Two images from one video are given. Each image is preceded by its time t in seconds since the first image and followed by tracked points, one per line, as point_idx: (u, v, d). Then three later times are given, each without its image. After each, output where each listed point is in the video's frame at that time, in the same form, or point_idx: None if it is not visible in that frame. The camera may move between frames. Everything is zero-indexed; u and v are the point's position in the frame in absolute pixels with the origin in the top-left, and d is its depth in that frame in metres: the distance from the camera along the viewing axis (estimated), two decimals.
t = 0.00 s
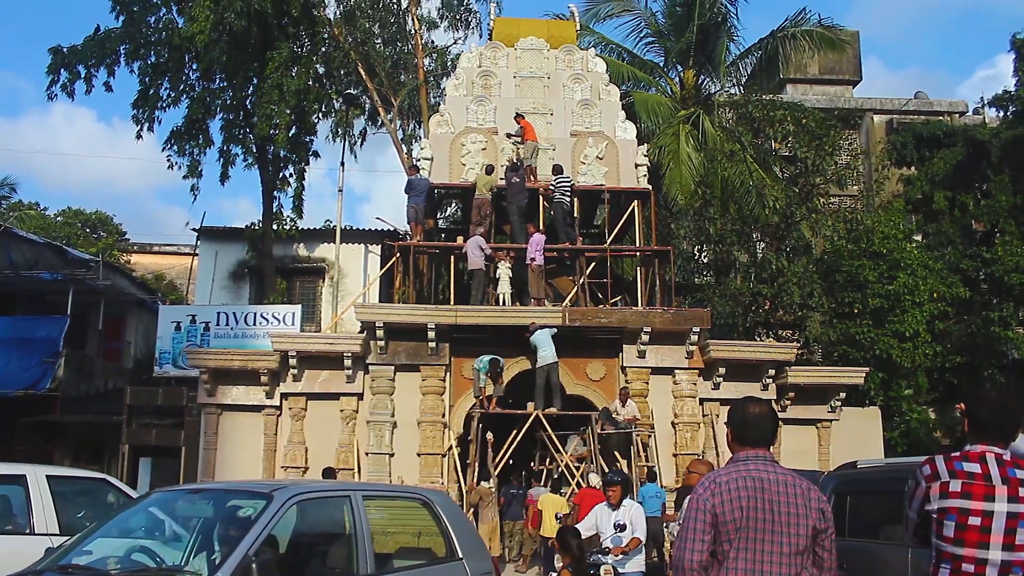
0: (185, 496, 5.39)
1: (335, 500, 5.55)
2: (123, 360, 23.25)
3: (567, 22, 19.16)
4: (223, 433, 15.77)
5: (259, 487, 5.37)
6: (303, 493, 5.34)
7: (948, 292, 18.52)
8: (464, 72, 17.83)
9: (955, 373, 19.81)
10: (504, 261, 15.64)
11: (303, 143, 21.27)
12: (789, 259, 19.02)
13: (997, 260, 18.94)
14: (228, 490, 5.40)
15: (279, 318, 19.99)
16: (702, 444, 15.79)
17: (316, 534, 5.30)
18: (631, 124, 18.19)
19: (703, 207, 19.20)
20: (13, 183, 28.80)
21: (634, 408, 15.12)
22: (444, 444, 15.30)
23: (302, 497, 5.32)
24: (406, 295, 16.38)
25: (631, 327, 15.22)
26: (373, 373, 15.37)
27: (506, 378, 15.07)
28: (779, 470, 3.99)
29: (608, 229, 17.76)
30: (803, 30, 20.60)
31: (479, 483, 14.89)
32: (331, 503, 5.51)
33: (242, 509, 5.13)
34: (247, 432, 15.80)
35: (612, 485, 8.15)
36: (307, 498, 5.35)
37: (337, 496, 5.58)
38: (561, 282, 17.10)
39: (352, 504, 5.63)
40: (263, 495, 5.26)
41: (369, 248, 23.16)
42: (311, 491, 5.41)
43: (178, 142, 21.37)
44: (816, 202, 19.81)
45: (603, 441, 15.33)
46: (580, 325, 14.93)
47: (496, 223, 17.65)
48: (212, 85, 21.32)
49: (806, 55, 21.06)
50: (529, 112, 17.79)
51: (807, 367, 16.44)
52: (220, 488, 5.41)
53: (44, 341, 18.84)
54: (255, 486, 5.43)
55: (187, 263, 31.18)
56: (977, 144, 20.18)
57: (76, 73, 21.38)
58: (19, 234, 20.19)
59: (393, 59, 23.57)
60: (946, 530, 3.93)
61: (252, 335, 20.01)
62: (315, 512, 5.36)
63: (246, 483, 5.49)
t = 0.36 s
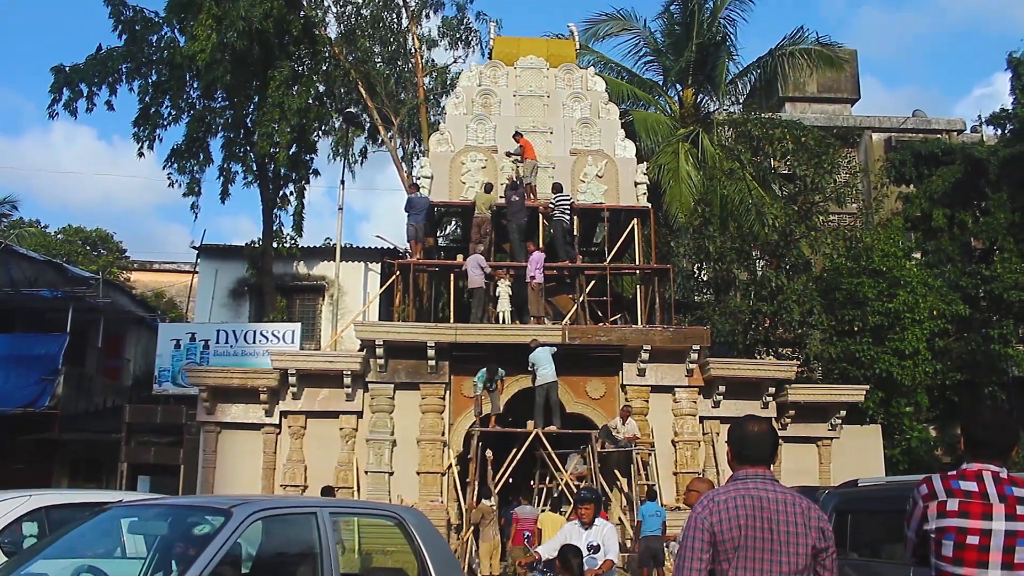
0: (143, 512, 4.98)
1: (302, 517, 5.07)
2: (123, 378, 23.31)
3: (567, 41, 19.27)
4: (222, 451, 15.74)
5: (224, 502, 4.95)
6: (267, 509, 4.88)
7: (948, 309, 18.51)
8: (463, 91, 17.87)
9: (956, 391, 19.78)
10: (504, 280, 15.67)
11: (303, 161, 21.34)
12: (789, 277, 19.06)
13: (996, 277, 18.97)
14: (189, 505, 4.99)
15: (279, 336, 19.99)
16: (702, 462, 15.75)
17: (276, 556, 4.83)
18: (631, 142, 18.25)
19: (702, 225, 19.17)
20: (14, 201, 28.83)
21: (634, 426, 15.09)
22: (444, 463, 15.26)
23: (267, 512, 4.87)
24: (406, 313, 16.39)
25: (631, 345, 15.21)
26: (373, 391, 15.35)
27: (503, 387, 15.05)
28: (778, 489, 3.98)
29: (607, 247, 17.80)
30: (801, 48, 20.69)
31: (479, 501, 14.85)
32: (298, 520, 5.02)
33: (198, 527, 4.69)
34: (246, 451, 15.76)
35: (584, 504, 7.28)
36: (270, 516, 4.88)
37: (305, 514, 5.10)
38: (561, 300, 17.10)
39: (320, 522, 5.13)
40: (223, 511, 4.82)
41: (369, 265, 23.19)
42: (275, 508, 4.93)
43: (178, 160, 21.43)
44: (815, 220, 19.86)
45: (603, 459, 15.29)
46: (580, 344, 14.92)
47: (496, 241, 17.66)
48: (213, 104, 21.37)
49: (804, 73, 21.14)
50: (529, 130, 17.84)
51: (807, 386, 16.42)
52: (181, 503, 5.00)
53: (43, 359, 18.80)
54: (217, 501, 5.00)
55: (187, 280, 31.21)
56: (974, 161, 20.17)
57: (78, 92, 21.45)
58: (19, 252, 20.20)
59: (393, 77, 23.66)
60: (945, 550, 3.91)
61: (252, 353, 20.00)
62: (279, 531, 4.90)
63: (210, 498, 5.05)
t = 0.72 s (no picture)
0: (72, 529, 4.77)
1: (251, 534, 4.99)
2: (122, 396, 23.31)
3: (567, 60, 19.38)
4: (220, 469, 15.69)
5: (160, 518, 4.77)
6: (208, 526, 4.73)
7: (947, 327, 18.52)
8: (463, 110, 17.94)
9: (956, 409, 19.75)
10: (504, 298, 15.70)
11: (303, 180, 21.42)
12: (789, 295, 19.12)
13: (995, 294, 19.02)
14: (123, 520, 4.80)
15: (279, 354, 19.98)
16: (702, 481, 15.69)
17: None
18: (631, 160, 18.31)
19: (701, 243, 19.16)
20: (14, 219, 28.89)
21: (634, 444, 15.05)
22: (443, 481, 15.21)
23: (218, 527, 4.80)
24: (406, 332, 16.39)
25: (631, 363, 15.20)
26: (373, 410, 15.33)
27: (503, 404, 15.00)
28: (778, 508, 3.97)
29: (608, 265, 17.83)
30: (800, 68, 20.77)
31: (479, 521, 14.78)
32: (247, 537, 4.95)
33: (134, 544, 4.51)
34: (244, 469, 15.70)
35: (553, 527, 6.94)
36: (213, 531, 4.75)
37: (253, 529, 5.01)
38: (561, 319, 17.10)
39: (271, 537, 5.07)
40: (159, 527, 4.66)
41: (369, 284, 23.22)
42: (220, 525, 4.81)
43: (178, 178, 21.49)
44: (815, 238, 19.94)
45: (603, 478, 15.24)
46: (579, 362, 14.91)
47: (496, 260, 17.67)
48: (214, 122, 21.45)
49: (802, 92, 21.23)
50: (529, 149, 17.91)
51: (807, 404, 16.38)
52: (115, 518, 4.81)
53: (43, 377, 18.77)
54: (154, 516, 4.82)
55: (187, 297, 31.25)
56: (973, 180, 20.44)
57: (80, 110, 21.53)
58: (19, 270, 20.21)
59: (394, 96, 23.74)
60: (944, 569, 3.90)
61: (252, 371, 19.98)
62: (224, 550, 4.80)
63: (144, 514, 4.89)
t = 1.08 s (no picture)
0: None
1: (192, 551, 4.78)
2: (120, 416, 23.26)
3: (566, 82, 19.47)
4: (219, 491, 15.63)
5: (88, 535, 4.51)
6: (139, 544, 4.50)
7: (947, 347, 18.52)
8: (463, 131, 18.00)
9: (958, 429, 19.70)
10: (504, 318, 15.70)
11: (303, 201, 21.49)
12: (789, 315, 19.18)
13: (994, 314, 19.03)
14: (50, 537, 4.55)
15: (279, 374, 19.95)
16: (703, 502, 15.64)
17: None
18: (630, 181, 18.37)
19: (701, 263, 19.12)
20: (14, 239, 28.91)
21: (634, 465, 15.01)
22: (443, 502, 15.15)
23: (144, 544, 4.55)
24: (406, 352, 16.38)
25: (631, 384, 15.19)
26: (373, 431, 15.31)
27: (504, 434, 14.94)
28: (782, 532, 3.96)
29: (608, 286, 17.85)
30: (799, 89, 20.78)
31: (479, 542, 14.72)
32: (186, 556, 4.73)
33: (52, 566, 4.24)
34: (242, 490, 15.64)
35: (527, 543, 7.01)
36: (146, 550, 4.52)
37: (193, 547, 4.79)
38: (561, 340, 17.09)
39: (212, 555, 4.85)
40: (88, 543, 4.38)
41: (370, 304, 23.28)
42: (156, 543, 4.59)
43: (179, 199, 21.54)
44: (814, 258, 20.01)
45: (604, 499, 15.18)
46: (579, 383, 14.90)
47: (496, 280, 17.69)
48: (216, 143, 21.53)
49: (801, 114, 21.26)
50: (528, 170, 17.96)
51: (808, 424, 16.33)
52: (41, 535, 4.56)
53: (42, 397, 18.75)
54: (84, 533, 4.58)
55: (187, 318, 31.25)
56: (971, 200, 20.66)
57: (81, 131, 21.60)
58: (19, 289, 20.21)
59: (394, 117, 23.82)
60: None
61: (251, 392, 19.97)
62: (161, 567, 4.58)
63: (74, 530, 4.64)
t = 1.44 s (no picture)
0: None
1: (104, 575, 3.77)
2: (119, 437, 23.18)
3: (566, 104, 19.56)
4: (217, 512, 15.54)
5: None
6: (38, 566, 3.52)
7: (947, 367, 18.51)
8: (463, 152, 18.07)
9: (959, 450, 19.64)
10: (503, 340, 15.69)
11: (303, 222, 21.58)
12: (789, 336, 19.20)
13: (994, 335, 19.04)
14: None
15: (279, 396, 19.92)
16: (704, 524, 15.57)
17: None
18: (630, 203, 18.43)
19: (701, 285, 19.16)
20: (15, 259, 28.94)
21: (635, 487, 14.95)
22: (443, 525, 15.08)
23: (45, 567, 3.55)
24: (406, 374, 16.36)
25: (631, 406, 15.16)
26: (372, 453, 15.27)
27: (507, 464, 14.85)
28: (787, 555, 3.95)
29: (607, 307, 17.88)
30: (798, 112, 20.93)
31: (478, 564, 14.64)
32: None
33: None
34: (240, 512, 15.57)
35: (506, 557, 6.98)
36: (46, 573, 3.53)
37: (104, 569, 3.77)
38: (561, 361, 17.08)
39: None
40: None
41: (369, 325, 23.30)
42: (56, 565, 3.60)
43: (180, 220, 21.59)
44: (814, 279, 20.04)
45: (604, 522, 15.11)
46: (579, 404, 14.88)
47: (496, 302, 17.71)
48: (216, 164, 21.61)
49: (800, 136, 21.35)
50: (528, 192, 18.02)
51: (809, 446, 16.28)
52: None
53: (41, 418, 18.73)
54: None
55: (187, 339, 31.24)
56: (970, 221, 20.67)
57: (83, 152, 21.68)
58: (20, 310, 20.21)
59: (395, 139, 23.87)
60: None
61: (251, 413, 19.93)
62: None
63: None
